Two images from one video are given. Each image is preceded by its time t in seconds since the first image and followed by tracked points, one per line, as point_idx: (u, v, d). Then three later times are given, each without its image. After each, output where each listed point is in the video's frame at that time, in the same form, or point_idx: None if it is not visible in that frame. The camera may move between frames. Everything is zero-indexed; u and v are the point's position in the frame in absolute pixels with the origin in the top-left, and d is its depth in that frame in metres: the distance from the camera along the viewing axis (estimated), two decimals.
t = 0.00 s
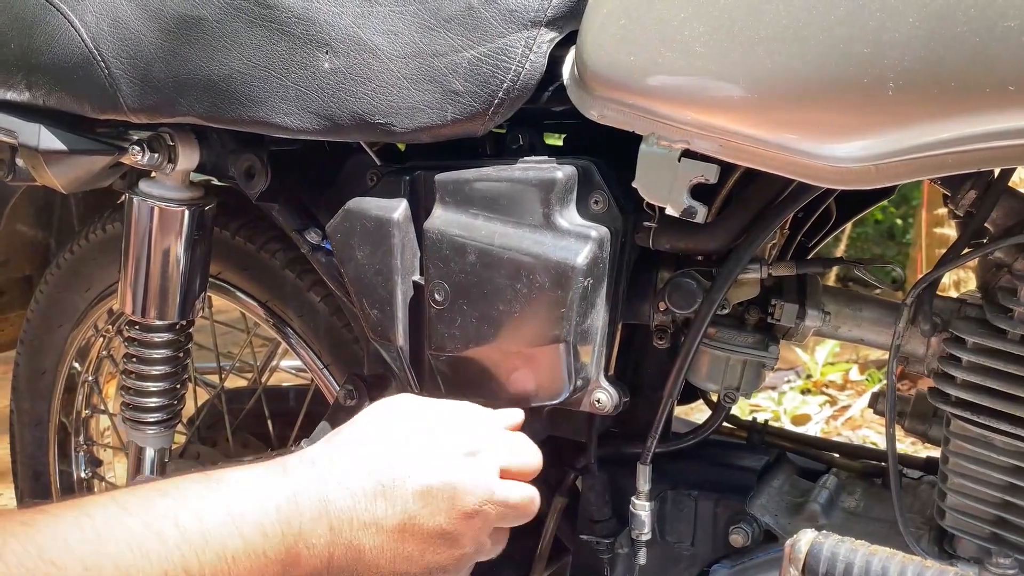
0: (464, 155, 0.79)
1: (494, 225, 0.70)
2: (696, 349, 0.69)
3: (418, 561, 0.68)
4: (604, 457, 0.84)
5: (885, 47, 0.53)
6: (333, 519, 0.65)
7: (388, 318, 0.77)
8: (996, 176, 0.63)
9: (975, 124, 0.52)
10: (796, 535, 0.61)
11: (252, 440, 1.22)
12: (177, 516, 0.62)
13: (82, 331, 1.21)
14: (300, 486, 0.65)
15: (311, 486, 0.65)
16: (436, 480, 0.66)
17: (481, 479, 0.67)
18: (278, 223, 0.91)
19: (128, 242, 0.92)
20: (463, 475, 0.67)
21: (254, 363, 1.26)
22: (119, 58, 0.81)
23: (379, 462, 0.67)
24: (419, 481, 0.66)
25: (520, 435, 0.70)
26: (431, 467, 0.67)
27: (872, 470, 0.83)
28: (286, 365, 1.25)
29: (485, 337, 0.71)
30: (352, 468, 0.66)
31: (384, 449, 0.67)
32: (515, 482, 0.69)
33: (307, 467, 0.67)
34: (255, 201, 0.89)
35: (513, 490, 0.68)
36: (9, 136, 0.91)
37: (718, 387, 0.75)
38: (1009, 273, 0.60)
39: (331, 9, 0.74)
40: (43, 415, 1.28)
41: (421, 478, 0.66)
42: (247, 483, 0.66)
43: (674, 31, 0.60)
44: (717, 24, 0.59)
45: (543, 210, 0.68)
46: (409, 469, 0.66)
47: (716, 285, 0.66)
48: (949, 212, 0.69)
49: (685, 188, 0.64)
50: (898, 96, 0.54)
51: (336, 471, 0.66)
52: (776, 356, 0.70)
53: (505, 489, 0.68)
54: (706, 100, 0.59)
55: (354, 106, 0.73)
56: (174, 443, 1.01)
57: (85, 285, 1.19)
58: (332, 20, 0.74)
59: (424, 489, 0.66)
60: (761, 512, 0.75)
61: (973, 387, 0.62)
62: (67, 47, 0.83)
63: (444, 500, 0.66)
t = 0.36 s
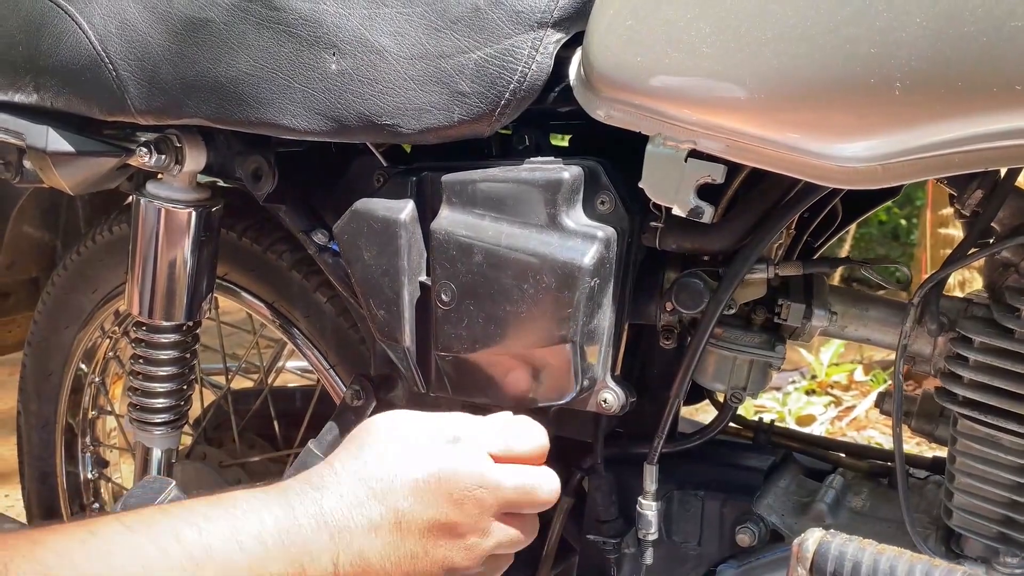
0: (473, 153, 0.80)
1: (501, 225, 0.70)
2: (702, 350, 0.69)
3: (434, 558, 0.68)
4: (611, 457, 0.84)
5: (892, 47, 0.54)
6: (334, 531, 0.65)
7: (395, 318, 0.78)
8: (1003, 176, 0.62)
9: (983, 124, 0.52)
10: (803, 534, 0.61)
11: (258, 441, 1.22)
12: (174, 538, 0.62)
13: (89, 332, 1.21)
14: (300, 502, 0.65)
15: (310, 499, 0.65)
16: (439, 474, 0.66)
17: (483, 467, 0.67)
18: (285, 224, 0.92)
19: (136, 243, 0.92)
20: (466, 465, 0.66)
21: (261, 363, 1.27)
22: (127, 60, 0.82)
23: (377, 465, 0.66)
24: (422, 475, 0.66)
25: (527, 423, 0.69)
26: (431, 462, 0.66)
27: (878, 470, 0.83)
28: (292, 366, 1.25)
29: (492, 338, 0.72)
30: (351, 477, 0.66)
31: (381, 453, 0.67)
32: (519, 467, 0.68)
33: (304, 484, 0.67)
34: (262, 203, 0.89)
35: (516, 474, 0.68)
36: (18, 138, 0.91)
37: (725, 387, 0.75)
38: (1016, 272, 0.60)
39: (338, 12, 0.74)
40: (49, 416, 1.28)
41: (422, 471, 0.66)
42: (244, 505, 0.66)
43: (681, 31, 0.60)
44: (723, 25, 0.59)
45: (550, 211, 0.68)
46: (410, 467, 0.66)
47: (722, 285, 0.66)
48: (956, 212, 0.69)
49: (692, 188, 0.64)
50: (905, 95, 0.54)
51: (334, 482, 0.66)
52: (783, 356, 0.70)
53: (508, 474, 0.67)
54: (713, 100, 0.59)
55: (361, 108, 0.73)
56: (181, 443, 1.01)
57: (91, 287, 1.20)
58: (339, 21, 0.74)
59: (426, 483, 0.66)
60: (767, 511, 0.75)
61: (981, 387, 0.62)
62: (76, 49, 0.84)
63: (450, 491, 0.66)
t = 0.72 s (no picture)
0: (473, 160, 0.80)
1: (502, 231, 0.71)
2: (703, 354, 0.70)
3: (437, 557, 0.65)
4: (613, 461, 0.84)
5: (889, 53, 0.54)
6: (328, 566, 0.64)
7: (397, 323, 0.78)
8: (1002, 179, 0.62)
9: (980, 129, 0.52)
10: (803, 538, 0.61)
11: (262, 446, 1.22)
12: None
13: (95, 338, 1.22)
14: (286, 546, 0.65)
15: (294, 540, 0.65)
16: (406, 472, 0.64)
17: (448, 450, 0.65)
18: (288, 230, 0.92)
19: (140, 250, 0.93)
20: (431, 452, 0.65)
21: (265, 368, 1.27)
22: (131, 68, 0.82)
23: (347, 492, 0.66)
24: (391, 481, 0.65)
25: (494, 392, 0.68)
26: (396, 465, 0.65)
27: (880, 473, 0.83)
28: (296, 370, 1.26)
29: (493, 343, 0.72)
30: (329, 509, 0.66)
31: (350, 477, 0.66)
32: (485, 441, 0.66)
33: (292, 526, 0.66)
34: (265, 209, 0.90)
35: (483, 448, 0.66)
36: (23, 146, 0.92)
37: (726, 391, 0.75)
38: (1015, 276, 0.60)
39: (340, 20, 0.75)
40: (55, 421, 1.29)
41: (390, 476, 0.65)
42: (236, 552, 0.65)
43: (679, 39, 0.61)
44: (720, 32, 0.59)
45: (550, 217, 0.69)
46: (380, 476, 0.65)
47: (722, 289, 0.67)
48: (955, 216, 0.69)
49: (691, 193, 0.65)
50: (902, 101, 0.54)
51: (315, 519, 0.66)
52: (783, 360, 0.70)
53: (474, 451, 0.65)
54: (712, 107, 0.60)
55: (363, 115, 0.74)
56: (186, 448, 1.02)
57: (96, 293, 1.20)
58: (340, 29, 0.75)
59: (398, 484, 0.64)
60: (769, 515, 0.75)
61: (980, 391, 0.62)
62: (81, 58, 0.85)
63: (423, 482, 0.64)
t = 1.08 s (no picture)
0: (478, 170, 0.81)
1: (507, 241, 0.71)
2: (707, 361, 0.70)
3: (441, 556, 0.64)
4: (618, 469, 0.85)
5: (889, 65, 0.54)
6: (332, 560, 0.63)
7: (404, 332, 0.79)
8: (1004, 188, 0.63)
9: (980, 140, 0.53)
10: (807, 545, 0.62)
11: (270, 453, 1.23)
12: None
13: (104, 346, 1.23)
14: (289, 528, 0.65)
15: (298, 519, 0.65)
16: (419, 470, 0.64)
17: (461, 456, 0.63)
18: (296, 240, 0.93)
19: (149, 260, 0.94)
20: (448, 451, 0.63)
21: (273, 375, 1.28)
22: (140, 82, 0.83)
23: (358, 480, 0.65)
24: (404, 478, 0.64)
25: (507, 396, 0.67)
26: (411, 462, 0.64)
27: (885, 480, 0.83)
28: (304, 378, 1.27)
29: (498, 352, 0.73)
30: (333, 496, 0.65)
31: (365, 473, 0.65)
32: (499, 447, 0.65)
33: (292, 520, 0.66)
34: (272, 219, 0.91)
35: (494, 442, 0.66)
36: (34, 158, 0.93)
37: (731, 399, 0.76)
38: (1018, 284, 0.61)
39: (346, 33, 0.76)
40: (65, 429, 1.30)
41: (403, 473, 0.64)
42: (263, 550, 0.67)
43: (681, 50, 0.61)
44: (722, 44, 0.60)
45: (555, 227, 0.69)
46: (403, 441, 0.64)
47: (726, 298, 0.67)
48: (958, 223, 0.69)
49: (695, 203, 0.65)
50: (902, 112, 0.54)
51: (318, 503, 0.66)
52: (787, 367, 0.71)
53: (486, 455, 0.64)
54: (714, 117, 0.60)
55: (369, 127, 0.75)
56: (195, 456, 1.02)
57: (106, 302, 1.22)
58: (347, 43, 0.76)
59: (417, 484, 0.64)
60: (774, 521, 0.76)
61: (983, 398, 0.62)
62: (91, 72, 0.86)
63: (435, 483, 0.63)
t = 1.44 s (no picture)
0: (483, 184, 0.82)
1: (512, 254, 0.72)
2: (711, 373, 0.71)
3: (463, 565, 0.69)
4: (624, 480, 0.85)
5: (887, 82, 0.55)
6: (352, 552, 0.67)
7: (411, 345, 0.80)
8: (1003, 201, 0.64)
9: (979, 156, 0.54)
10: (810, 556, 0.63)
11: (279, 463, 1.24)
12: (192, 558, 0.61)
13: (115, 357, 1.24)
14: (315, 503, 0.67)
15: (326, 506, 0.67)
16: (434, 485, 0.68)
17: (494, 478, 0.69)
18: (303, 253, 0.94)
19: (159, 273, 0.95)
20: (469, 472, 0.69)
21: (281, 385, 1.29)
22: (150, 98, 0.85)
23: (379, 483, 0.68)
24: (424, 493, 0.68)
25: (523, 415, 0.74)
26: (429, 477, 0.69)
27: (889, 489, 0.83)
28: (312, 388, 1.28)
29: (504, 364, 0.73)
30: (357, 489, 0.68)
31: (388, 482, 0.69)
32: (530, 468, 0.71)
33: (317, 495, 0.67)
34: (281, 233, 0.92)
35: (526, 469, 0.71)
36: (45, 173, 0.95)
37: (734, 411, 0.76)
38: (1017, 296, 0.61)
39: (353, 51, 0.77)
40: (77, 439, 1.32)
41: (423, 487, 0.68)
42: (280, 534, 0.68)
43: (683, 68, 0.62)
44: (723, 62, 0.61)
45: (559, 241, 0.70)
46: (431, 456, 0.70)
47: (729, 310, 0.68)
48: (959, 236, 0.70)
49: (697, 217, 0.66)
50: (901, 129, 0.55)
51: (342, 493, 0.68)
52: (790, 379, 0.71)
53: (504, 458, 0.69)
54: (716, 133, 0.61)
55: (375, 142, 0.76)
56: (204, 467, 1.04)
57: (116, 313, 1.23)
58: (354, 60, 0.77)
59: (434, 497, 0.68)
60: (778, 532, 0.76)
61: (984, 410, 0.63)
62: (102, 89, 0.87)
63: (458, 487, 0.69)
